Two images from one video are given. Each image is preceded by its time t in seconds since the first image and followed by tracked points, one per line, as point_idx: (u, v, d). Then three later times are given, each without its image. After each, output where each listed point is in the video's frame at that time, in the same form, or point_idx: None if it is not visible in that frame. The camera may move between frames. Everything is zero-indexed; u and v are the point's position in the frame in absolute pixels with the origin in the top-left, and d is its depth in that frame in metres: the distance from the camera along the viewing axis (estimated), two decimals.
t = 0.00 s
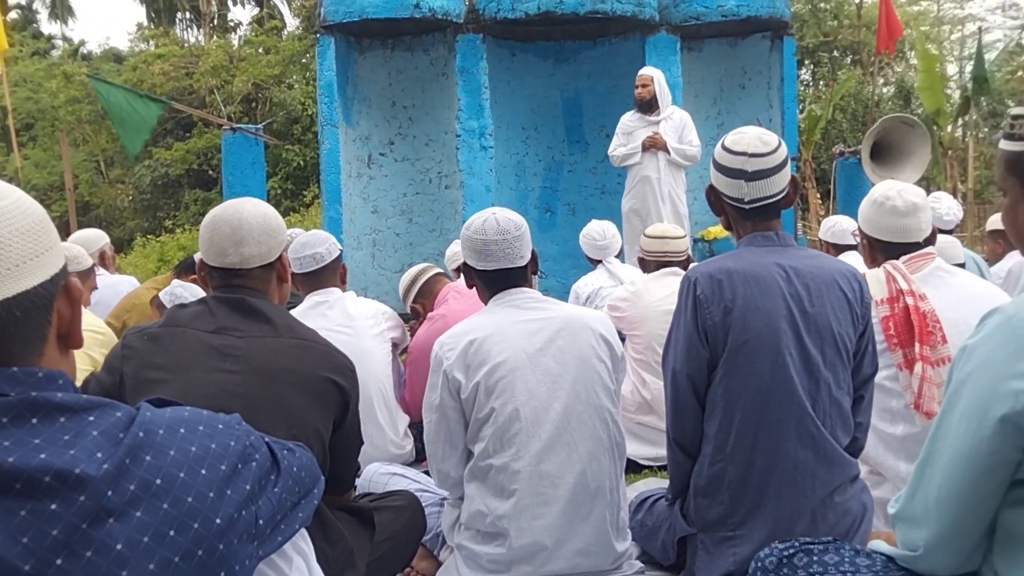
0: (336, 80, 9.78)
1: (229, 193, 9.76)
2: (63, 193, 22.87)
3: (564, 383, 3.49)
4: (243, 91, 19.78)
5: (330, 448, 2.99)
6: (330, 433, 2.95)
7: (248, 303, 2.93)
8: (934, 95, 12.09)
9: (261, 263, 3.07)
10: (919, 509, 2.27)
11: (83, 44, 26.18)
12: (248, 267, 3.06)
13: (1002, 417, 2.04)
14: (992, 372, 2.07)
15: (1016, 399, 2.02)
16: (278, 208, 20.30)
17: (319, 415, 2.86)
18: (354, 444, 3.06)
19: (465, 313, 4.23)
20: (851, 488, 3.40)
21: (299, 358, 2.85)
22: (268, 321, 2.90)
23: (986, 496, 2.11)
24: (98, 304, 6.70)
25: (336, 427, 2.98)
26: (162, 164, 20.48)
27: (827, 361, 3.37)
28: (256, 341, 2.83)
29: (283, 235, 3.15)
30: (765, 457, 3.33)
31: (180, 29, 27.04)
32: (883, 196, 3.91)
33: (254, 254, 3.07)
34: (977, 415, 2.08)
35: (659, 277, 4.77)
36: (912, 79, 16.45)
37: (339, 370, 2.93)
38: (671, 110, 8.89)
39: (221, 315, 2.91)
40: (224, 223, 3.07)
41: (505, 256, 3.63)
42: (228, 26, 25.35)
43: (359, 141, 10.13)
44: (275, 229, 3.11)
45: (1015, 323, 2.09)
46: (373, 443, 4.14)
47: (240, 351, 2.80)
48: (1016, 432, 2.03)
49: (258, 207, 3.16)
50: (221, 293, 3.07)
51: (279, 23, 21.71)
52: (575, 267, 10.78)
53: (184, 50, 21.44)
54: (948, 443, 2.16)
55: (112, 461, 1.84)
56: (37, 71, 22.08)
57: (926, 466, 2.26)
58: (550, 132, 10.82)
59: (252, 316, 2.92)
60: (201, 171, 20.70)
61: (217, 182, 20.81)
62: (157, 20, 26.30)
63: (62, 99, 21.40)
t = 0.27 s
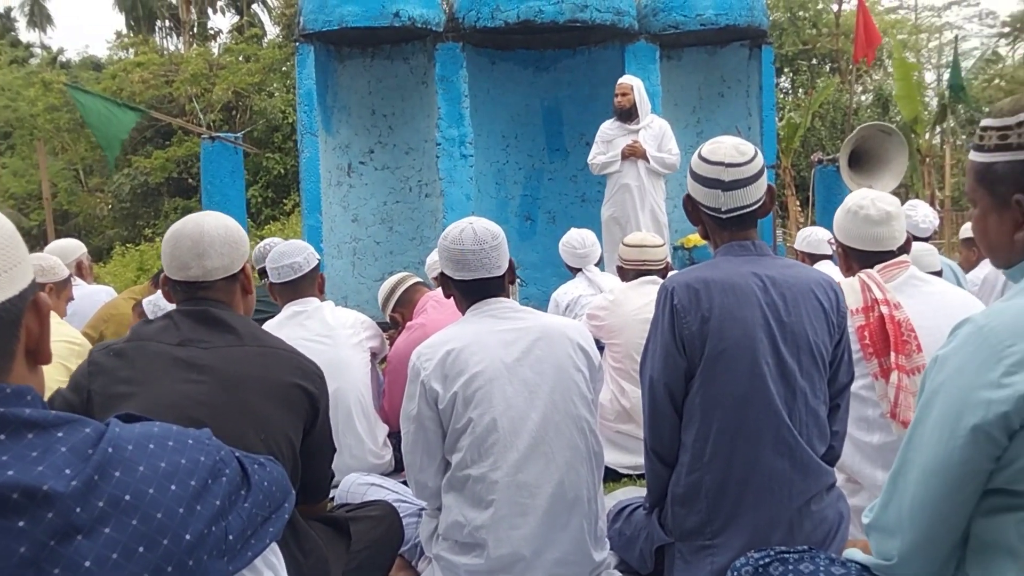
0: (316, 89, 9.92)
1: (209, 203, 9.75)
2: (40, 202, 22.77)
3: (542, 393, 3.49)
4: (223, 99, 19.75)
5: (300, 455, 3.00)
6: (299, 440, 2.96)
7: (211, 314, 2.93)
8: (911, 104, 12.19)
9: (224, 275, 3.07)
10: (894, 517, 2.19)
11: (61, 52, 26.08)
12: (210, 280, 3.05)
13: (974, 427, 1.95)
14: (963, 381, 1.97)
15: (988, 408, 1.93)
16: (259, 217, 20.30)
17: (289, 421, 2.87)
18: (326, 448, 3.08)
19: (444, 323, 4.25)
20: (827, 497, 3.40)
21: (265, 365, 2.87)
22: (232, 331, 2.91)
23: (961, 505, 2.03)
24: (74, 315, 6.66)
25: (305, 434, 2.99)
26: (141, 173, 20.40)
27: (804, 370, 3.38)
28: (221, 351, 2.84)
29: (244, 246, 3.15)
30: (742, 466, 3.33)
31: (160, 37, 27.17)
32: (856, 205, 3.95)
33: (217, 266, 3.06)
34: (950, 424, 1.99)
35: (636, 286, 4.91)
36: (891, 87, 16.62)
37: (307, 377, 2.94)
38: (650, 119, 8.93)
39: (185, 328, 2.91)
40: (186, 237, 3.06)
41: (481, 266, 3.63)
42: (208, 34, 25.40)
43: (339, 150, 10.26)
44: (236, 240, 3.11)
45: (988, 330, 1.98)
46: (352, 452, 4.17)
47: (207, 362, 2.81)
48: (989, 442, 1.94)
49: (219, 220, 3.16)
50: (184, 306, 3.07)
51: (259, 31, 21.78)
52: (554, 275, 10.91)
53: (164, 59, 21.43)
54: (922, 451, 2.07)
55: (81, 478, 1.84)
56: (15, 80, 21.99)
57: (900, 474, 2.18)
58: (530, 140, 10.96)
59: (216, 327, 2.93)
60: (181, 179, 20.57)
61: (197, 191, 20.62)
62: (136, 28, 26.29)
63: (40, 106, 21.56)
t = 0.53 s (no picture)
0: (298, 98, 9.68)
1: (192, 215, 9.72)
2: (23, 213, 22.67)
3: (524, 404, 3.49)
4: (207, 110, 19.74)
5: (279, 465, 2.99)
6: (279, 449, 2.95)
7: (187, 327, 2.93)
8: (893, 113, 12.27)
9: (200, 288, 3.06)
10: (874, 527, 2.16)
11: (43, 62, 26.01)
12: (186, 293, 3.04)
13: (951, 437, 1.93)
14: (940, 391, 1.95)
15: (966, 418, 1.90)
16: (243, 227, 20.29)
17: (268, 431, 2.85)
18: (305, 460, 3.06)
19: (427, 334, 4.28)
20: (810, 506, 3.39)
21: (243, 376, 2.86)
22: (210, 344, 2.90)
23: (940, 514, 2.01)
24: (55, 327, 6.63)
25: (285, 444, 2.97)
26: (124, 183, 20.36)
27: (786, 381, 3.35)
28: (198, 362, 2.83)
29: (220, 259, 3.15)
30: (724, 477, 3.30)
31: (144, 47, 27.27)
32: (834, 216, 3.97)
33: (193, 279, 3.05)
34: (928, 434, 1.97)
35: (618, 297, 5.04)
36: (872, 96, 16.76)
37: (286, 388, 2.93)
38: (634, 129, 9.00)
39: (163, 341, 2.90)
40: (161, 250, 3.06)
41: (463, 278, 3.63)
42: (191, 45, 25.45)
43: (322, 160, 10.29)
44: (212, 253, 3.11)
45: (964, 339, 1.95)
46: (336, 463, 4.20)
47: (185, 375, 2.79)
48: (967, 452, 1.92)
49: (193, 233, 3.15)
50: (160, 319, 3.06)
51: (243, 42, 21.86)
52: (539, 285, 10.90)
53: (146, 70, 21.42)
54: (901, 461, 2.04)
55: (54, 493, 1.90)
56: None
57: (880, 483, 2.15)
58: (513, 150, 10.97)
59: (192, 339, 2.92)
60: (164, 189, 20.49)
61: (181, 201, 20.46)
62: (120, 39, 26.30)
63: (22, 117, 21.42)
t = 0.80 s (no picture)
0: (285, 108, 9.75)
1: (178, 224, 9.70)
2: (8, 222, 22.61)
3: (509, 415, 3.50)
4: (192, 119, 19.75)
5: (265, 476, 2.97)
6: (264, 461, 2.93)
7: (173, 339, 2.92)
8: (877, 122, 12.33)
9: (185, 299, 3.05)
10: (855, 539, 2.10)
11: (29, 71, 25.97)
12: (171, 304, 3.04)
13: (934, 448, 1.90)
14: (922, 401, 1.92)
15: (948, 428, 1.88)
16: (230, 236, 20.31)
17: (253, 443, 2.84)
18: (289, 472, 3.04)
19: (412, 344, 4.29)
20: (793, 516, 3.39)
21: (229, 387, 2.85)
22: (196, 355, 2.89)
23: (922, 525, 1.98)
24: (40, 338, 6.61)
25: (270, 456, 2.96)
26: (110, 192, 20.33)
27: (769, 391, 3.35)
28: (184, 374, 2.83)
29: (205, 270, 3.14)
30: (709, 486, 3.29)
31: (130, 56, 27.28)
32: (816, 226, 4.00)
33: (178, 290, 3.04)
34: (910, 444, 1.94)
35: (604, 306, 5.07)
36: (857, 104, 16.87)
37: (272, 400, 2.92)
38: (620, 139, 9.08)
39: (148, 353, 2.89)
40: (147, 261, 3.05)
41: (449, 289, 3.63)
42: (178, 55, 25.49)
43: (309, 170, 10.29)
44: (197, 265, 3.10)
45: (945, 349, 1.93)
46: (322, 474, 4.21)
47: (171, 387, 2.79)
48: (950, 462, 1.89)
49: (180, 244, 3.14)
50: (146, 331, 3.05)
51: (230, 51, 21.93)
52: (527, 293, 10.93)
53: (132, 79, 21.39)
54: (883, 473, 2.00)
55: (36, 509, 2.05)
56: None
57: (861, 495, 2.11)
58: (500, 159, 10.98)
59: (178, 351, 2.91)
60: (151, 199, 20.53)
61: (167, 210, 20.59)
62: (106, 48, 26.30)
63: (8, 126, 21.49)
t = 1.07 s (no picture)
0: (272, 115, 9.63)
1: (165, 231, 9.65)
2: None
3: (496, 422, 3.49)
4: (180, 126, 19.71)
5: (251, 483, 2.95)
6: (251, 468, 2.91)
7: (159, 345, 2.90)
8: (864, 129, 12.37)
9: (172, 306, 3.04)
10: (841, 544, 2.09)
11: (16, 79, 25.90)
12: (157, 312, 3.02)
13: (919, 453, 1.89)
14: (907, 407, 1.91)
15: (933, 433, 1.87)
16: (218, 243, 20.27)
17: (239, 451, 2.80)
18: (276, 479, 3.02)
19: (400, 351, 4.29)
20: (781, 522, 3.38)
21: (215, 394, 2.82)
22: (181, 362, 2.87)
23: (908, 530, 1.97)
24: (25, 346, 6.58)
25: (256, 463, 2.93)
26: (98, 200, 20.26)
27: (756, 397, 3.35)
28: (169, 382, 2.80)
29: (192, 276, 3.12)
30: (695, 492, 3.28)
31: (117, 64, 27.26)
32: (804, 233, 4.03)
33: (164, 297, 3.03)
34: (895, 450, 1.93)
35: (592, 312, 5.06)
36: (844, 111, 16.95)
37: (259, 407, 2.89)
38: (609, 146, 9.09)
39: (133, 360, 2.87)
40: (133, 267, 3.03)
41: (436, 296, 3.62)
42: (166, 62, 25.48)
43: (296, 177, 10.27)
44: (184, 271, 3.08)
45: (930, 355, 1.92)
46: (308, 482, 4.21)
47: (156, 395, 2.76)
48: (935, 468, 1.88)
49: (167, 250, 3.13)
50: (132, 337, 3.03)
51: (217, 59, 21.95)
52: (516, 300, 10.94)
53: (120, 86, 21.34)
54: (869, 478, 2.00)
55: (17, 519, 2.05)
56: None
57: (847, 500, 2.10)
58: (488, 166, 10.99)
59: (164, 358, 2.89)
60: (139, 206, 20.51)
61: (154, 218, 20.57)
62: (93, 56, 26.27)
63: None
